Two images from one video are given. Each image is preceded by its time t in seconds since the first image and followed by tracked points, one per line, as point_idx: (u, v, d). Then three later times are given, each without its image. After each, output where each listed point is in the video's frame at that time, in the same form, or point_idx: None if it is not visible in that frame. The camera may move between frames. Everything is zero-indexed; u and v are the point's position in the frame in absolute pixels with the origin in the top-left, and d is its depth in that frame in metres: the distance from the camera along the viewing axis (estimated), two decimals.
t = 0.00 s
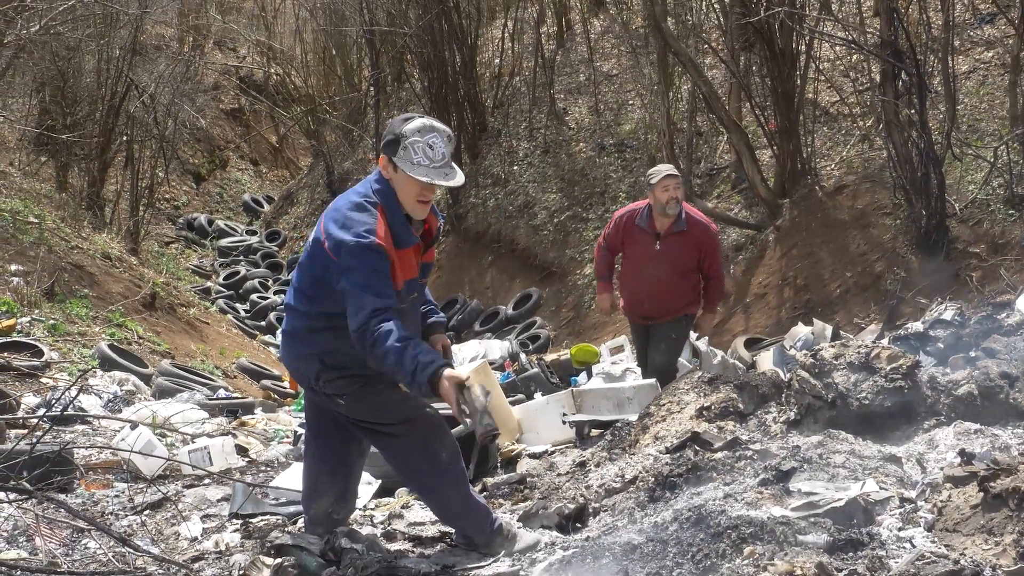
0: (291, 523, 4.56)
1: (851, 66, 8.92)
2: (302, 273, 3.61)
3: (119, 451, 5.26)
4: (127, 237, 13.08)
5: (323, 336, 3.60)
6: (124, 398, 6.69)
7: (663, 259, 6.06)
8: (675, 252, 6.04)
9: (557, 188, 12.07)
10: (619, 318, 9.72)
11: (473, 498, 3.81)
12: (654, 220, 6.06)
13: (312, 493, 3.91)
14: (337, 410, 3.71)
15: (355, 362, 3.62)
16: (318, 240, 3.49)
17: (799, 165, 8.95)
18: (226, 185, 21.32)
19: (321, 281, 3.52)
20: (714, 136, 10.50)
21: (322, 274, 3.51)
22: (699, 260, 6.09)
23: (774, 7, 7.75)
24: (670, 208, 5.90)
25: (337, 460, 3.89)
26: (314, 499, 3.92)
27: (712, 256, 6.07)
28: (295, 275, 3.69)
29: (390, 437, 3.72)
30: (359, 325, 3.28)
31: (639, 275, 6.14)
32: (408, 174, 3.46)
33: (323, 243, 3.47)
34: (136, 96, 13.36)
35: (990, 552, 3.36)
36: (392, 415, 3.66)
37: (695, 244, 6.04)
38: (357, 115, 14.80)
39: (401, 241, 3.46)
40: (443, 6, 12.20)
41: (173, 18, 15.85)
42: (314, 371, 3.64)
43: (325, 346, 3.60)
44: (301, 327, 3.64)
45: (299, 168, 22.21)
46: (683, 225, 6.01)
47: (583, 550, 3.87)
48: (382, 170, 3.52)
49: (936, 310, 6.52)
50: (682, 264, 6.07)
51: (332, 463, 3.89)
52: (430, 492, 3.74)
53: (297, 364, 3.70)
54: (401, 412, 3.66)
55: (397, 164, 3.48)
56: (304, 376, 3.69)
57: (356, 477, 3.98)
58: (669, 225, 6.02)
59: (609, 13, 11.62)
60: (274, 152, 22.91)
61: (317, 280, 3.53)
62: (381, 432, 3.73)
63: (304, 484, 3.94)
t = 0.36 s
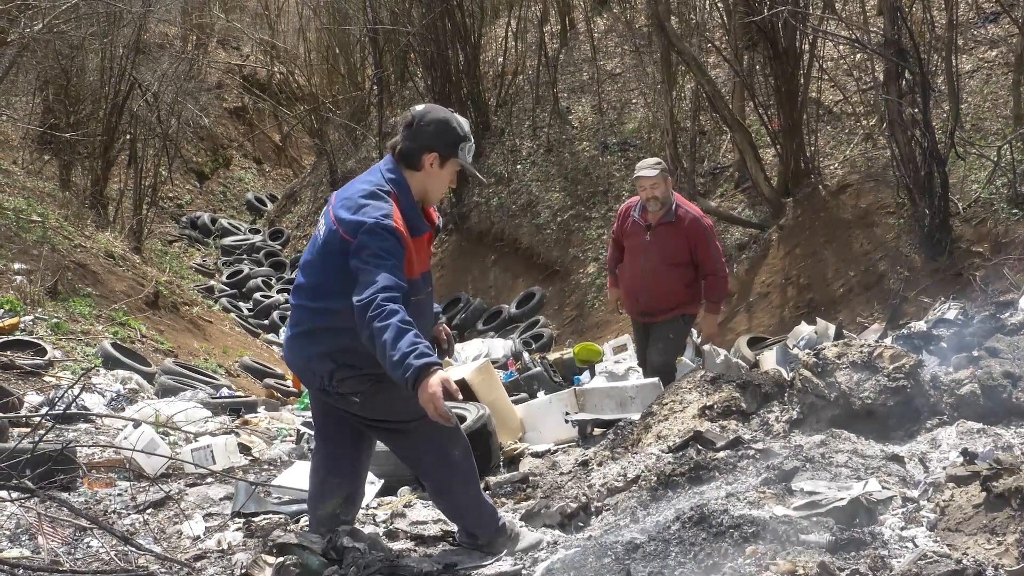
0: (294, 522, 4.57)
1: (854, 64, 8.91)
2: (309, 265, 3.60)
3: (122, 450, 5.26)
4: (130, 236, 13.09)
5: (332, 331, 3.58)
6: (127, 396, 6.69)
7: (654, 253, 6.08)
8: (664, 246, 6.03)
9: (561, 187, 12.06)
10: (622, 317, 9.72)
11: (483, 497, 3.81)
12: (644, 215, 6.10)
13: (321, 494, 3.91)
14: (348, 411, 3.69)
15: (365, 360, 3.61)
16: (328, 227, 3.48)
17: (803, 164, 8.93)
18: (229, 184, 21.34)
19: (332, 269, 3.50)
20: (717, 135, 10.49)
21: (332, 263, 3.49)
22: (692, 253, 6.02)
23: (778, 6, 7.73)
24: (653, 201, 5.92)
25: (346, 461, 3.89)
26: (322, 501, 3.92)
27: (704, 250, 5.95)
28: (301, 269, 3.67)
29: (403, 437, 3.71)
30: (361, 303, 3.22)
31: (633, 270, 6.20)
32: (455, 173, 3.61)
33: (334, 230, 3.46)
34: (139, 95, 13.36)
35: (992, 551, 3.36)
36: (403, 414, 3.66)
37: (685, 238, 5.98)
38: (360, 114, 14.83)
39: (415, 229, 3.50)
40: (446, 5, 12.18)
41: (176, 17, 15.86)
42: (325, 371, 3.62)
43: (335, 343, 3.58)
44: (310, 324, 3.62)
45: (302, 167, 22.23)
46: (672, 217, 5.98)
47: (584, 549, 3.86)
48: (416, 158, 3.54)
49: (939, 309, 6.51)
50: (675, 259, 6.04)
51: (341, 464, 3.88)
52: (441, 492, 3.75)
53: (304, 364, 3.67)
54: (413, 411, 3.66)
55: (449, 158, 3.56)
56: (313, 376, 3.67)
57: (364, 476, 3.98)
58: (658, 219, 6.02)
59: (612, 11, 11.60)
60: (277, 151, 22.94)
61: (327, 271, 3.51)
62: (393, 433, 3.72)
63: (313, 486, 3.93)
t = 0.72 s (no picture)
0: (297, 520, 4.57)
1: (859, 62, 8.89)
2: (300, 258, 3.59)
3: (126, 448, 5.27)
4: (134, 234, 13.10)
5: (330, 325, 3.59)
6: (130, 395, 6.70)
7: (641, 251, 6.16)
8: (649, 245, 6.09)
9: (564, 185, 12.05)
10: (626, 316, 9.71)
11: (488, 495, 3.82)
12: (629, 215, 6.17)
13: (324, 495, 3.93)
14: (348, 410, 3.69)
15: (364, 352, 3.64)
16: (320, 217, 3.50)
17: (807, 163, 8.92)
18: (233, 182, 21.36)
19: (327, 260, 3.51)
20: (721, 133, 10.48)
21: (327, 254, 3.51)
22: (678, 250, 6.06)
23: (782, 4, 7.71)
24: (633, 204, 5.98)
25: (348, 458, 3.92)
26: (325, 501, 3.93)
27: (688, 247, 5.97)
28: (289, 264, 3.66)
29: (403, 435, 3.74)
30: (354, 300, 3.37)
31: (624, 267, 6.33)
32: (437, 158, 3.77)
33: (328, 219, 3.48)
34: (143, 93, 13.36)
35: (996, 551, 3.35)
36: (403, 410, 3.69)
37: (668, 236, 6.01)
38: (364, 112, 14.85)
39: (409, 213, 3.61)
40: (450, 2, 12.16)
41: (180, 15, 15.87)
42: (327, 368, 3.61)
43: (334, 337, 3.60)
44: (305, 322, 3.61)
45: (306, 165, 22.26)
46: (655, 216, 6.03)
47: (588, 548, 3.85)
48: (404, 143, 3.64)
49: (943, 308, 6.50)
50: (661, 257, 6.10)
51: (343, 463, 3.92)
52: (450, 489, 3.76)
53: (302, 363, 3.64)
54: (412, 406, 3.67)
55: (432, 145, 3.73)
56: (311, 376, 3.64)
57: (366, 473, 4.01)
58: (642, 218, 6.10)
59: (616, 9, 11.59)
60: (281, 149, 22.97)
61: (321, 262, 3.53)
62: (392, 430, 3.74)
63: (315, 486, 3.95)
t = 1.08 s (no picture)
0: (299, 519, 4.55)
1: (862, 60, 8.87)
2: (303, 254, 3.60)
3: (128, 447, 5.26)
4: (138, 232, 13.11)
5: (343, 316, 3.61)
6: (133, 393, 6.70)
7: (637, 245, 6.17)
8: (644, 238, 6.09)
9: (567, 183, 12.04)
10: (629, 314, 9.70)
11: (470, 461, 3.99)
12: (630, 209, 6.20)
13: (331, 491, 3.93)
14: (364, 398, 3.72)
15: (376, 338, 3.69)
16: (324, 208, 3.53)
17: (810, 160, 8.90)
18: (236, 180, 21.37)
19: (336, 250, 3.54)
20: (724, 131, 10.46)
21: (335, 245, 3.54)
22: (670, 245, 6.00)
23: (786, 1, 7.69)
24: (627, 198, 6.02)
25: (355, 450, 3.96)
26: (333, 498, 3.93)
27: (675, 241, 5.90)
28: (290, 265, 3.64)
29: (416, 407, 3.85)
30: (377, 280, 3.44)
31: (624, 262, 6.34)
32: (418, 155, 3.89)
33: (333, 209, 3.52)
34: (146, 91, 13.37)
35: (1001, 551, 3.33)
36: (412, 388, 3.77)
37: (660, 230, 5.98)
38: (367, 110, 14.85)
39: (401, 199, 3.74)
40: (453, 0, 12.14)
41: (184, 13, 15.87)
42: (345, 358, 3.62)
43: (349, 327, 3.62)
44: (318, 317, 3.60)
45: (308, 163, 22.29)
46: (650, 209, 6.03)
47: (591, 547, 3.85)
48: (388, 137, 3.76)
49: (947, 306, 6.48)
50: (653, 251, 6.08)
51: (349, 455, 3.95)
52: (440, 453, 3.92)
53: (316, 360, 3.62)
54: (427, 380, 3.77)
55: (410, 143, 3.85)
56: (327, 371, 3.63)
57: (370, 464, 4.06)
58: (640, 213, 6.11)
59: (619, 7, 11.57)
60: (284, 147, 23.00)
61: (329, 254, 3.55)
62: (405, 407, 3.83)
63: (322, 483, 3.94)
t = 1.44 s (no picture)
0: (303, 517, 4.55)
1: (866, 59, 8.85)
2: (329, 260, 3.62)
3: (131, 444, 5.25)
4: (141, 230, 13.12)
5: (368, 321, 3.67)
6: (137, 391, 6.71)
7: (637, 244, 6.15)
8: (646, 236, 6.08)
9: (570, 182, 12.04)
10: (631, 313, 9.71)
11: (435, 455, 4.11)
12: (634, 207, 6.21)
13: (332, 493, 3.94)
14: (376, 400, 3.77)
15: (393, 343, 3.78)
16: (357, 214, 3.61)
17: (813, 160, 8.89)
18: (239, 178, 21.38)
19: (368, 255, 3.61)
20: (727, 130, 10.45)
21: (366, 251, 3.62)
22: (671, 245, 5.99)
23: None
24: (632, 195, 6.04)
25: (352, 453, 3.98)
26: (335, 499, 3.94)
27: (677, 241, 5.89)
28: (312, 270, 3.64)
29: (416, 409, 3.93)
30: (421, 284, 3.57)
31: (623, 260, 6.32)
32: (424, 179, 4.05)
33: (367, 216, 3.61)
34: (150, 89, 13.37)
35: (1005, 551, 3.32)
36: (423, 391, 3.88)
37: (662, 229, 5.97)
38: (370, 109, 14.85)
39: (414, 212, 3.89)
40: None
41: (187, 11, 15.89)
42: (369, 363, 3.67)
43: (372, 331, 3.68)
44: (344, 321, 3.63)
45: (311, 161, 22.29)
46: (654, 208, 6.04)
47: (594, 547, 3.84)
48: (400, 157, 3.93)
49: (950, 305, 6.47)
50: (653, 250, 6.06)
51: (346, 458, 3.96)
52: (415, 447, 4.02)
53: (340, 363, 3.65)
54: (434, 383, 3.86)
55: (416, 169, 4.01)
56: (349, 374, 3.66)
57: (363, 467, 4.10)
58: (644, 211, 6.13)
59: (622, 5, 11.55)
60: (286, 145, 23.01)
61: (361, 261, 3.61)
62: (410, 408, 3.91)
63: (324, 484, 3.95)
